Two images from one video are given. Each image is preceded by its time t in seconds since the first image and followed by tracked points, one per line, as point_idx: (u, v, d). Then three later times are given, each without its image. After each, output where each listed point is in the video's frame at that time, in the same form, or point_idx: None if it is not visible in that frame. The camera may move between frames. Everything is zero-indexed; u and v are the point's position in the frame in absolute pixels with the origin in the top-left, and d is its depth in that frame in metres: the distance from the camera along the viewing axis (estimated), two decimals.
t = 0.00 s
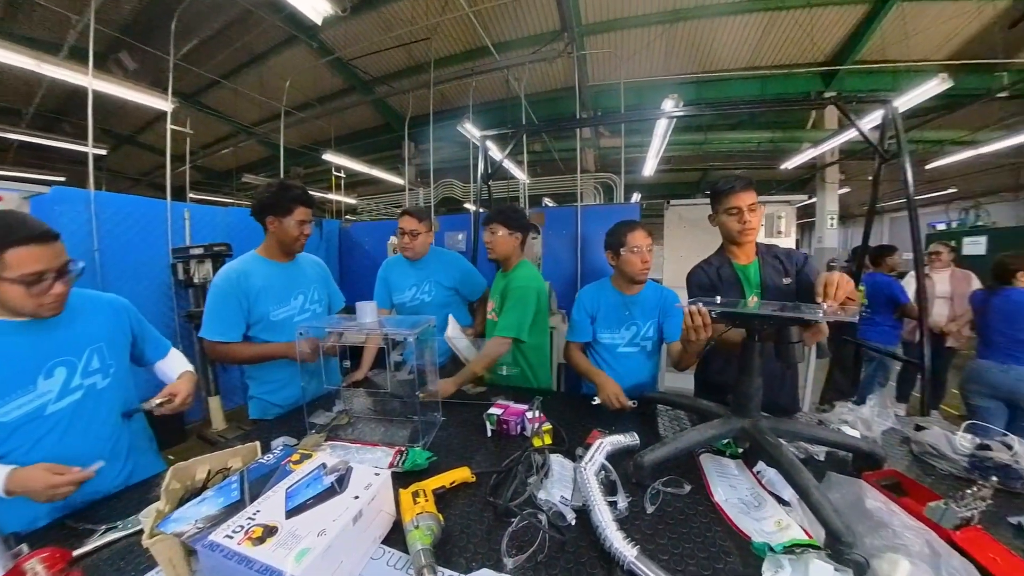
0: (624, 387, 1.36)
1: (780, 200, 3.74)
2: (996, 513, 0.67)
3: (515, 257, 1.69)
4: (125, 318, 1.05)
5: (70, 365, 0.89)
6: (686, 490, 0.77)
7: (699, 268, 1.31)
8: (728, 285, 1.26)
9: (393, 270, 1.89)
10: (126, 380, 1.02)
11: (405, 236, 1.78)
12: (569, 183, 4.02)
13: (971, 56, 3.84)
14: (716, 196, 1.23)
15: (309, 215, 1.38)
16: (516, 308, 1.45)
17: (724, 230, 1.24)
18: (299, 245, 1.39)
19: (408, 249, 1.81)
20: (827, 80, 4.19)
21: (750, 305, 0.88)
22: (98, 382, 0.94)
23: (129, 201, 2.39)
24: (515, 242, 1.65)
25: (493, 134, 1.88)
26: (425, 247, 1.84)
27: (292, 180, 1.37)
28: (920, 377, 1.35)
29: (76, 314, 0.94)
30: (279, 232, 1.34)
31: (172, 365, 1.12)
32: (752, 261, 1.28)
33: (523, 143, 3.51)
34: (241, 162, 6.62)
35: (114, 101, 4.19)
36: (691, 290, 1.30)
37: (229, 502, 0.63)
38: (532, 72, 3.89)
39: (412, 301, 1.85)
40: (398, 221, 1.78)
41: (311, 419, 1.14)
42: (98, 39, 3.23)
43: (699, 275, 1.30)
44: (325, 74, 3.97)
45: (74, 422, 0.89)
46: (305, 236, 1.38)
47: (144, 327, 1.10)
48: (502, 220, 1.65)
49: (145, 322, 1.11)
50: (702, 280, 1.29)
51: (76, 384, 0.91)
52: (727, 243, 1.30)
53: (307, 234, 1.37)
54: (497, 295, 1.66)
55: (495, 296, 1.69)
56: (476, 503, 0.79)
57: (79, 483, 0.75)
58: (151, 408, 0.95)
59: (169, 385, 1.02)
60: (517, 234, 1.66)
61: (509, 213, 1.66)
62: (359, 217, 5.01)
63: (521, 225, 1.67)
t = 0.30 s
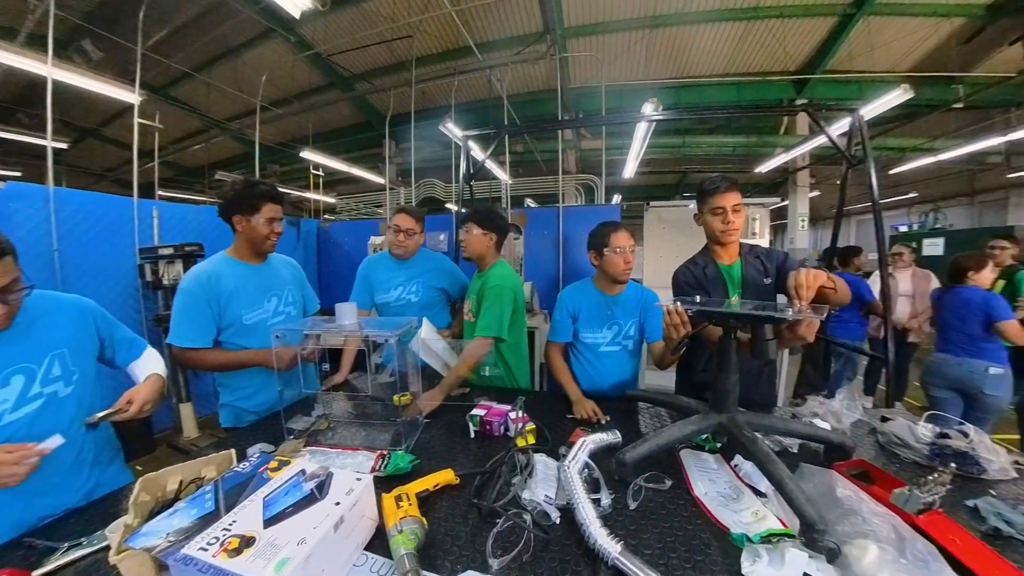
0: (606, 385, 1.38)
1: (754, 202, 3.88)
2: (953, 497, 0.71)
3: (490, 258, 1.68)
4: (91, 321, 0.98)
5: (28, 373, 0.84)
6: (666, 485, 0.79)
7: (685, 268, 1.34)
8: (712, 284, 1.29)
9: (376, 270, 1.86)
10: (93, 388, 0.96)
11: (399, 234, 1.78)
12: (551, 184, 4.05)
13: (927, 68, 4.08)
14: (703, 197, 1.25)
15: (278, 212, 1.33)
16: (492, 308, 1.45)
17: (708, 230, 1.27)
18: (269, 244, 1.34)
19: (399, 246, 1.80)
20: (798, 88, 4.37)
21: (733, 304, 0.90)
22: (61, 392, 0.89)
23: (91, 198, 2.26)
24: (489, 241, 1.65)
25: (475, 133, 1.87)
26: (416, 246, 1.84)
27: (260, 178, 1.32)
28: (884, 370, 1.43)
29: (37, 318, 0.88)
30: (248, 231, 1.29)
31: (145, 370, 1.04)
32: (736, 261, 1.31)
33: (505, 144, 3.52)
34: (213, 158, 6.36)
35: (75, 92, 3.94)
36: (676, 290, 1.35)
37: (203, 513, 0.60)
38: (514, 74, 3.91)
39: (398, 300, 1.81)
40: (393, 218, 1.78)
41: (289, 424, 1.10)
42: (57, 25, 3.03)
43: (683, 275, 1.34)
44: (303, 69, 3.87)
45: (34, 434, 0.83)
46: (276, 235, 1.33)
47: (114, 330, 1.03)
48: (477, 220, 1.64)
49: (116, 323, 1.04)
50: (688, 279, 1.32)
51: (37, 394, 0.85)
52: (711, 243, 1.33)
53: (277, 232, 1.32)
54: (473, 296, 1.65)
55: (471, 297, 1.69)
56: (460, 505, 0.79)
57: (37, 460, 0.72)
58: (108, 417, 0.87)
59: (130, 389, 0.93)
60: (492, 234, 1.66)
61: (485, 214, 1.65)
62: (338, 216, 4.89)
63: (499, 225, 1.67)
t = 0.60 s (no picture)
0: (587, 383, 1.39)
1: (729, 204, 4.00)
2: (916, 483, 0.76)
3: (478, 258, 1.68)
4: (52, 324, 0.91)
5: None
6: (648, 481, 0.81)
7: (669, 269, 1.38)
8: (693, 284, 1.34)
9: (357, 270, 1.83)
10: (56, 396, 0.89)
11: (387, 232, 1.74)
12: (532, 185, 4.07)
13: (888, 79, 4.31)
14: (685, 198, 1.28)
15: (248, 213, 1.28)
16: (489, 308, 1.46)
17: (692, 231, 1.30)
18: (239, 247, 1.27)
19: (384, 246, 1.76)
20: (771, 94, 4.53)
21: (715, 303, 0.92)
22: (18, 400, 0.82)
23: (48, 195, 2.12)
24: (471, 239, 1.63)
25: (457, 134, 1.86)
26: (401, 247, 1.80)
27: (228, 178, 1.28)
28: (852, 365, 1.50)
29: None
30: (216, 233, 1.24)
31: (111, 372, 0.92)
32: (718, 261, 1.34)
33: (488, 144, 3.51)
34: (183, 154, 6.09)
35: (30, 81, 3.70)
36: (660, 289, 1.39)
37: (175, 526, 0.57)
38: (496, 74, 3.90)
39: (381, 301, 1.78)
40: (381, 217, 1.74)
41: (267, 430, 1.07)
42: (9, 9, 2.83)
43: (665, 276, 1.38)
44: (280, 64, 3.75)
45: None
46: (246, 237, 1.27)
47: (81, 332, 0.95)
48: (463, 218, 1.63)
49: (86, 325, 0.96)
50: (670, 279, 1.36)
51: None
52: (694, 244, 1.37)
53: (248, 235, 1.27)
54: (463, 296, 1.63)
55: (456, 296, 1.67)
56: (444, 508, 0.78)
57: None
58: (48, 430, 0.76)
59: (81, 396, 0.81)
60: (473, 233, 1.63)
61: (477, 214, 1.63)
62: (316, 216, 4.77)
63: (486, 224, 1.64)
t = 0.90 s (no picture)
0: (569, 382, 1.40)
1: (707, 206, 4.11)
2: (882, 472, 0.80)
3: (469, 259, 1.66)
4: (11, 323, 0.84)
5: None
6: (630, 478, 0.82)
7: (653, 270, 1.41)
8: (676, 284, 1.37)
9: (336, 271, 1.79)
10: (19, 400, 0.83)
11: (359, 231, 1.71)
12: (514, 186, 4.08)
13: (853, 88, 4.54)
14: (668, 201, 1.30)
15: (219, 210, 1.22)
16: (494, 307, 1.46)
17: (675, 233, 1.32)
18: (209, 245, 1.21)
19: (359, 244, 1.73)
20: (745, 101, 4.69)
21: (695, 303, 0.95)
22: None
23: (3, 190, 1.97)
24: (467, 239, 1.60)
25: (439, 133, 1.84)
26: (377, 246, 1.77)
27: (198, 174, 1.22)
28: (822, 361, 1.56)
29: None
30: (184, 231, 1.17)
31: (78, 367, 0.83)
32: (700, 262, 1.38)
33: (470, 145, 3.49)
34: (150, 150, 5.82)
35: None
36: (644, 289, 1.41)
37: (144, 541, 0.54)
38: (479, 74, 3.90)
39: (359, 303, 1.74)
40: (354, 214, 1.71)
41: (242, 436, 1.04)
42: None
43: (649, 278, 1.41)
44: (256, 58, 3.63)
45: None
46: (217, 235, 1.21)
47: (43, 329, 0.87)
48: (456, 217, 1.60)
49: (53, 321, 0.88)
50: (653, 280, 1.39)
51: None
52: (677, 246, 1.40)
53: (218, 233, 1.20)
54: (458, 296, 1.59)
55: (443, 296, 1.64)
56: (428, 511, 0.77)
57: None
58: None
59: (30, 397, 0.72)
60: (469, 233, 1.62)
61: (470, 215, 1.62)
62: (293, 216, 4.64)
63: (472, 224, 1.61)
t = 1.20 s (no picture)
0: (551, 382, 1.41)
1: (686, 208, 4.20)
2: (852, 462, 0.84)
3: (453, 259, 1.65)
4: None
5: None
6: (613, 475, 0.83)
7: (632, 270, 1.44)
8: (654, 284, 1.40)
9: (314, 271, 1.75)
10: None
11: (327, 229, 1.68)
12: (496, 187, 4.08)
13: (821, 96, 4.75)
14: (647, 203, 1.33)
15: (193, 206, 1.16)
16: (486, 307, 1.50)
17: (653, 234, 1.35)
18: (183, 244, 1.15)
19: (327, 244, 1.70)
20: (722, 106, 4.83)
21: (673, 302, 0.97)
22: None
23: None
24: (455, 240, 1.59)
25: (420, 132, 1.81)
26: (348, 245, 1.73)
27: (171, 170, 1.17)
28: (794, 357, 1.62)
29: None
30: (156, 228, 1.12)
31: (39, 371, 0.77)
32: (677, 262, 1.42)
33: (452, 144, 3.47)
34: (115, 144, 5.53)
35: None
36: (622, 289, 1.43)
37: (110, 557, 0.51)
38: (461, 73, 3.88)
39: (336, 305, 1.70)
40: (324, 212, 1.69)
41: (216, 444, 0.99)
42: None
43: (628, 278, 1.43)
44: (230, 50, 3.50)
45: None
46: (191, 232, 1.15)
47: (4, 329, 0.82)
48: (445, 217, 1.58)
49: (12, 320, 0.83)
50: (632, 280, 1.42)
51: None
52: (655, 247, 1.43)
53: (192, 231, 1.15)
54: (446, 295, 1.58)
55: (427, 296, 1.61)
56: (411, 515, 0.76)
57: None
58: None
59: None
60: (458, 234, 1.62)
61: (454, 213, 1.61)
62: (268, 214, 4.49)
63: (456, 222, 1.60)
